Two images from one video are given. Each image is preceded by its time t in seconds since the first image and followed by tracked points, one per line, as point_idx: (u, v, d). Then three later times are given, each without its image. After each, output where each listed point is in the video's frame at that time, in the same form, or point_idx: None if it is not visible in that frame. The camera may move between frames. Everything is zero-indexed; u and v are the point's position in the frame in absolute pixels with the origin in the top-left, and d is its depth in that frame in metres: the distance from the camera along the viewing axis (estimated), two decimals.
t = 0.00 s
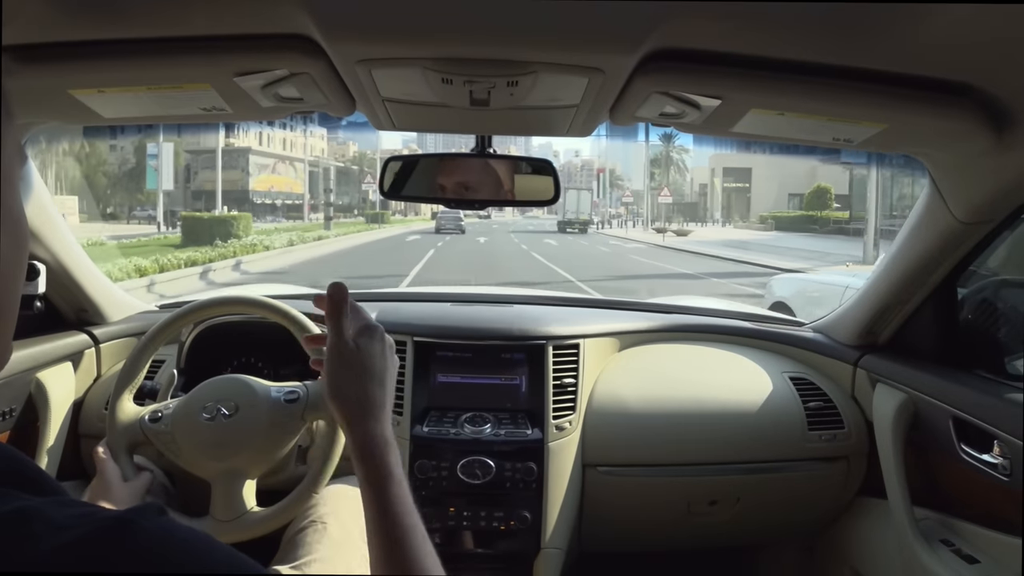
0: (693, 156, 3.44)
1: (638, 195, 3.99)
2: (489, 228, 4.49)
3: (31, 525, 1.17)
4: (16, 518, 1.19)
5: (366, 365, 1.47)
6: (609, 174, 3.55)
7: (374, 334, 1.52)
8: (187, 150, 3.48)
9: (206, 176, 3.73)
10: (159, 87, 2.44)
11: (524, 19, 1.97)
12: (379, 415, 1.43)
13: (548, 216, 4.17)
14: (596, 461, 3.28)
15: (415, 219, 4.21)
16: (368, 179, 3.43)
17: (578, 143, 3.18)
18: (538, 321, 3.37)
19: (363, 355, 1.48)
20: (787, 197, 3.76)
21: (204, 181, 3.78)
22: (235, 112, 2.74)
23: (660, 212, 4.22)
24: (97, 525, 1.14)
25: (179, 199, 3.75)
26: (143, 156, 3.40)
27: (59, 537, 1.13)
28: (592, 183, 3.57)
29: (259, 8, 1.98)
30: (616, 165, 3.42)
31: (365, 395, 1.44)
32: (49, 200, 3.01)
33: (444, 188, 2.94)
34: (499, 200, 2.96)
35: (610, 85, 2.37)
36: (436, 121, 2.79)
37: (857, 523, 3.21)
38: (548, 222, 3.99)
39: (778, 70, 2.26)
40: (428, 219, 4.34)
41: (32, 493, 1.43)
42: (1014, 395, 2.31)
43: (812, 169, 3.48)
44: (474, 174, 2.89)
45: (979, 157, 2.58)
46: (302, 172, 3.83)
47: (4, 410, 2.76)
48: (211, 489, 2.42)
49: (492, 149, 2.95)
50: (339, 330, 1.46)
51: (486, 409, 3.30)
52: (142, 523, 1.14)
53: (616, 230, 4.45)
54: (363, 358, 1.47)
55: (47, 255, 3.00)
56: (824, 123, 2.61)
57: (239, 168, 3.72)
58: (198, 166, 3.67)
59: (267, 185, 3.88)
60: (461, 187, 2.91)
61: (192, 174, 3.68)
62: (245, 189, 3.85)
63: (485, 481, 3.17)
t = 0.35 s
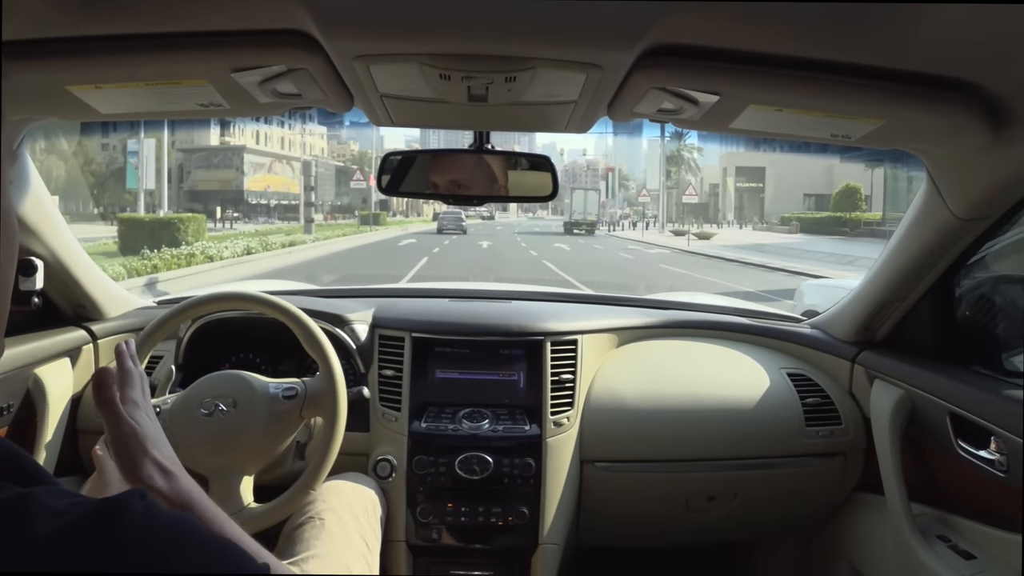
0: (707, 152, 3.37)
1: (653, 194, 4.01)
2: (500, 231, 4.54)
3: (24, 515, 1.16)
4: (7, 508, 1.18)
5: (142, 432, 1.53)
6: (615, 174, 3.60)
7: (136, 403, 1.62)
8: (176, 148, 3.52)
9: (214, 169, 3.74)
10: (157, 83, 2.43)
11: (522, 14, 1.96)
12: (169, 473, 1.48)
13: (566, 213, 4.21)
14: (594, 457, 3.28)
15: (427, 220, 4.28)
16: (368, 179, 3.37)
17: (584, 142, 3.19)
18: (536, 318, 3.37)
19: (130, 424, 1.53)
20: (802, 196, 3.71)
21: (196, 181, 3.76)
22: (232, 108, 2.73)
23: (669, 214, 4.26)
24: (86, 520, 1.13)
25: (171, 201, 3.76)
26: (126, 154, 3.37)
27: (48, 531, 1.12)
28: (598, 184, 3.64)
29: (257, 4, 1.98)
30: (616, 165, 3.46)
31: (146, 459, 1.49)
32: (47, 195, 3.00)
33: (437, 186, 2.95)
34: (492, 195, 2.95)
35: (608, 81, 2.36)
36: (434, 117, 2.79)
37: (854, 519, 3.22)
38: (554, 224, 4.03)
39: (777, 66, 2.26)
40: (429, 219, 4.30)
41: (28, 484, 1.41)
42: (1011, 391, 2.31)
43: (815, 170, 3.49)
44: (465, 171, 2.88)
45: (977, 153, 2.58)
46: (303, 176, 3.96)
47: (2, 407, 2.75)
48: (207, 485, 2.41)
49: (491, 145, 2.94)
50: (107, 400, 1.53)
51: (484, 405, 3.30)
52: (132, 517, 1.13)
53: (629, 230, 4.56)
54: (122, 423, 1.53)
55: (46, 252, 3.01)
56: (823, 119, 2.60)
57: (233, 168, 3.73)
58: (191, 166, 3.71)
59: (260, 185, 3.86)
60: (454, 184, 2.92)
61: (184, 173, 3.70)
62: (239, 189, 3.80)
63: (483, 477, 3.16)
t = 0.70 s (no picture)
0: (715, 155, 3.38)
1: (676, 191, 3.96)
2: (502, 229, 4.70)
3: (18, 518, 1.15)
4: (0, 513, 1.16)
5: (302, 374, 1.50)
6: (624, 174, 3.69)
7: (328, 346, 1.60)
8: (171, 145, 3.29)
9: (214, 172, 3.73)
10: (157, 87, 2.43)
11: (522, 18, 1.97)
12: (313, 418, 1.47)
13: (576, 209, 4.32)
14: (594, 461, 3.28)
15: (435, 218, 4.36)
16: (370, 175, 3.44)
17: (588, 145, 3.22)
18: (535, 321, 3.37)
19: (300, 367, 1.51)
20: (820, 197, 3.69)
21: (191, 179, 3.62)
22: (233, 111, 2.73)
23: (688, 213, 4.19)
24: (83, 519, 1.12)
25: (166, 201, 3.52)
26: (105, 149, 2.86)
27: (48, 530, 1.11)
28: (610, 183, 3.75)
29: (257, 8, 1.98)
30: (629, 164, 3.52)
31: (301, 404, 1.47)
32: (48, 198, 2.99)
33: (431, 191, 2.99)
34: (487, 199, 2.98)
35: (607, 85, 2.37)
36: (435, 121, 2.79)
37: (854, 523, 3.22)
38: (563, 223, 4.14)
39: (776, 70, 2.27)
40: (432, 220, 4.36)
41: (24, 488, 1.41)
42: (1010, 395, 2.31)
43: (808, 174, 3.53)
44: (458, 175, 2.90)
45: (976, 157, 2.58)
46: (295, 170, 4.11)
47: (1, 410, 2.75)
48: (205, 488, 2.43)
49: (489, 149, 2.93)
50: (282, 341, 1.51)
51: (483, 409, 3.30)
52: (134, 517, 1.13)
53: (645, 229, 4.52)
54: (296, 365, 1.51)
55: (45, 256, 3.00)
56: (822, 123, 2.61)
57: (226, 165, 3.68)
58: (186, 162, 3.53)
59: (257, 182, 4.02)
60: (447, 189, 2.94)
61: (180, 170, 3.50)
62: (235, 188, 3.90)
63: (483, 481, 3.16)
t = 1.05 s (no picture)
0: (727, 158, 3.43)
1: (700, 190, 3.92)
2: (508, 230, 4.73)
3: (22, 520, 1.15)
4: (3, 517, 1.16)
5: (349, 365, 1.33)
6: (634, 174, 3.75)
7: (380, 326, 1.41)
8: (160, 144, 3.35)
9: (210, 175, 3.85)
10: (157, 85, 2.43)
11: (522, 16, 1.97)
12: (360, 414, 1.31)
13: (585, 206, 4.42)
14: (594, 459, 3.28)
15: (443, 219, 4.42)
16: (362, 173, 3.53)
17: (593, 147, 3.25)
18: (535, 319, 3.38)
19: (346, 357, 1.33)
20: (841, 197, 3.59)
21: (182, 179, 3.71)
22: (233, 110, 2.73)
23: (702, 215, 4.20)
24: (84, 522, 1.12)
25: (156, 201, 3.63)
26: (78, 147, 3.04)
27: (48, 533, 1.12)
28: (620, 183, 3.84)
29: (258, 6, 1.98)
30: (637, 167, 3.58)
31: (347, 398, 1.31)
32: (48, 196, 2.99)
33: (440, 187, 2.95)
34: (493, 197, 2.96)
35: (608, 83, 2.36)
36: (435, 119, 2.79)
37: (854, 521, 3.22)
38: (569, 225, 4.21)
39: (777, 68, 2.26)
40: (432, 221, 4.36)
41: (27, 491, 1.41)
42: (1010, 393, 2.32)
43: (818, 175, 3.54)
44: (468, 172, 2.87)
45: (977, 155, 2.58)
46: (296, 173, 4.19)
47: (2, 409, 2.75)
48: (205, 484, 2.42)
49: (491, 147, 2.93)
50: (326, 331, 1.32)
51: (484, 407, 3.30)
52: (134, 519, 1.13)
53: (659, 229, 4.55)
54: (342, 355, 1.33)
55: (44, 254, 3.00)
56: (823, 121, 2.61)
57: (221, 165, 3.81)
58: (177, 163, 3.61)
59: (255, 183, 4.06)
60: (457, 186, 2.91)
61: (170, 172, 3.60)
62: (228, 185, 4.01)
63: (483, 479, 3.17)
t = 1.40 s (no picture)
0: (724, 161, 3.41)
1: (725, 191, 3.82)
2: (513, 230, 4.75)
3: (23, 515, 1.15)
4: (5, 512, 1.16)
5: (342, 369, 1.29)
6: (639, 174, 3.74)
7: (374, 323, 1.37)
8: (148, 140, 3.17)
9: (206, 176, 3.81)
10: (158, 87, 2.43)
11: (522, 18, 1.97)
12: (357, 418, 1.29)
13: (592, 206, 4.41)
14: (595, 461, 3.27)
15: (444, 219, 4.43)
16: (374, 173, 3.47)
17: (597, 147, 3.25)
18: (536, 321, 3.37)
19: (339, 360, 1.30)
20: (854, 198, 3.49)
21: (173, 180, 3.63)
22: (233, 112, 2.73)
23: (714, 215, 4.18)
24: (85, 515, 1.12)
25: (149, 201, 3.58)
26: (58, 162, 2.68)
27: (49, 527, 1.11)
28: (628, 183, 3.83)
29: (258, 8, 1.99)
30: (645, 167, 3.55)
31: (341, 402, 1.28)
32: (49, 199, 2.99)
33: (440, 186, 2.96)
34: (492, 199, 2.98)
35: (608, 85, 2.37)
36: (435, 121, 2.79)
37: (855, 522, 3.22)
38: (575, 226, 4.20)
39: (777, 69, 2.27)
40: (432, 222, 4.36)
41: (30, 488, 1.41)
42: (1011, 393, 2.32)
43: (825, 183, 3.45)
44: (468, 172, 2.88)
45: (978, 156, 2.58)
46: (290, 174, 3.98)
47: (2, 412, 2.75)
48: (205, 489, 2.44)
49: (490, 148, 2.92)
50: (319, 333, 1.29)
51: (485, 409, 3.30)
52: (136, 514, 1.12)
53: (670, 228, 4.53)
54: (336, 359, 1.30)
55: (45, 256, 3.01)
56: (823, 123, 2.61)
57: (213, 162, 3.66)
58: (169, 162, 3.52)
59: (244, 182, 3.97)
60: (459, 184, 2.92)
61: (161, 171, 3.54)
62: (219, 187, 3.88)
63: (484, 481, 3.17)
